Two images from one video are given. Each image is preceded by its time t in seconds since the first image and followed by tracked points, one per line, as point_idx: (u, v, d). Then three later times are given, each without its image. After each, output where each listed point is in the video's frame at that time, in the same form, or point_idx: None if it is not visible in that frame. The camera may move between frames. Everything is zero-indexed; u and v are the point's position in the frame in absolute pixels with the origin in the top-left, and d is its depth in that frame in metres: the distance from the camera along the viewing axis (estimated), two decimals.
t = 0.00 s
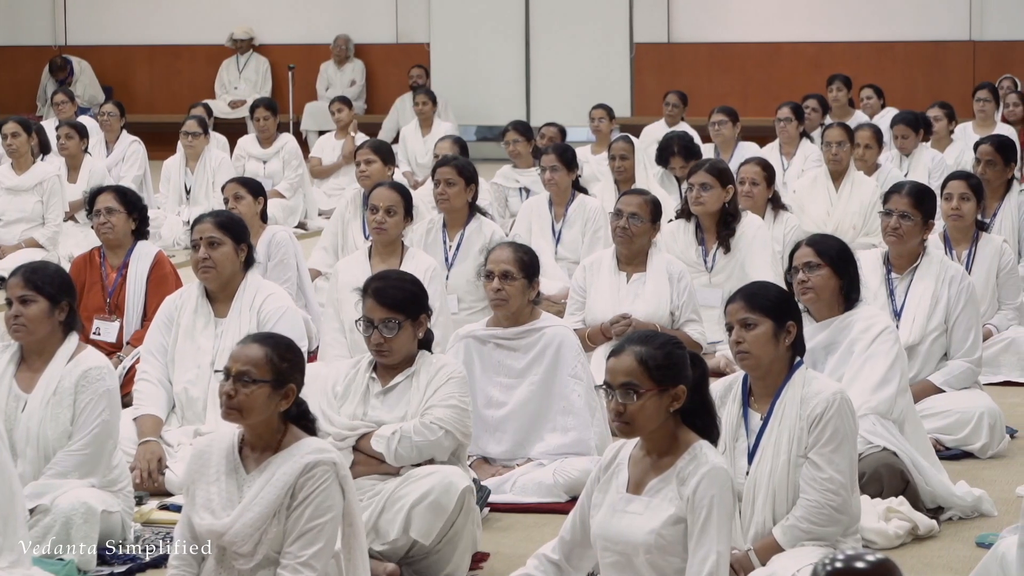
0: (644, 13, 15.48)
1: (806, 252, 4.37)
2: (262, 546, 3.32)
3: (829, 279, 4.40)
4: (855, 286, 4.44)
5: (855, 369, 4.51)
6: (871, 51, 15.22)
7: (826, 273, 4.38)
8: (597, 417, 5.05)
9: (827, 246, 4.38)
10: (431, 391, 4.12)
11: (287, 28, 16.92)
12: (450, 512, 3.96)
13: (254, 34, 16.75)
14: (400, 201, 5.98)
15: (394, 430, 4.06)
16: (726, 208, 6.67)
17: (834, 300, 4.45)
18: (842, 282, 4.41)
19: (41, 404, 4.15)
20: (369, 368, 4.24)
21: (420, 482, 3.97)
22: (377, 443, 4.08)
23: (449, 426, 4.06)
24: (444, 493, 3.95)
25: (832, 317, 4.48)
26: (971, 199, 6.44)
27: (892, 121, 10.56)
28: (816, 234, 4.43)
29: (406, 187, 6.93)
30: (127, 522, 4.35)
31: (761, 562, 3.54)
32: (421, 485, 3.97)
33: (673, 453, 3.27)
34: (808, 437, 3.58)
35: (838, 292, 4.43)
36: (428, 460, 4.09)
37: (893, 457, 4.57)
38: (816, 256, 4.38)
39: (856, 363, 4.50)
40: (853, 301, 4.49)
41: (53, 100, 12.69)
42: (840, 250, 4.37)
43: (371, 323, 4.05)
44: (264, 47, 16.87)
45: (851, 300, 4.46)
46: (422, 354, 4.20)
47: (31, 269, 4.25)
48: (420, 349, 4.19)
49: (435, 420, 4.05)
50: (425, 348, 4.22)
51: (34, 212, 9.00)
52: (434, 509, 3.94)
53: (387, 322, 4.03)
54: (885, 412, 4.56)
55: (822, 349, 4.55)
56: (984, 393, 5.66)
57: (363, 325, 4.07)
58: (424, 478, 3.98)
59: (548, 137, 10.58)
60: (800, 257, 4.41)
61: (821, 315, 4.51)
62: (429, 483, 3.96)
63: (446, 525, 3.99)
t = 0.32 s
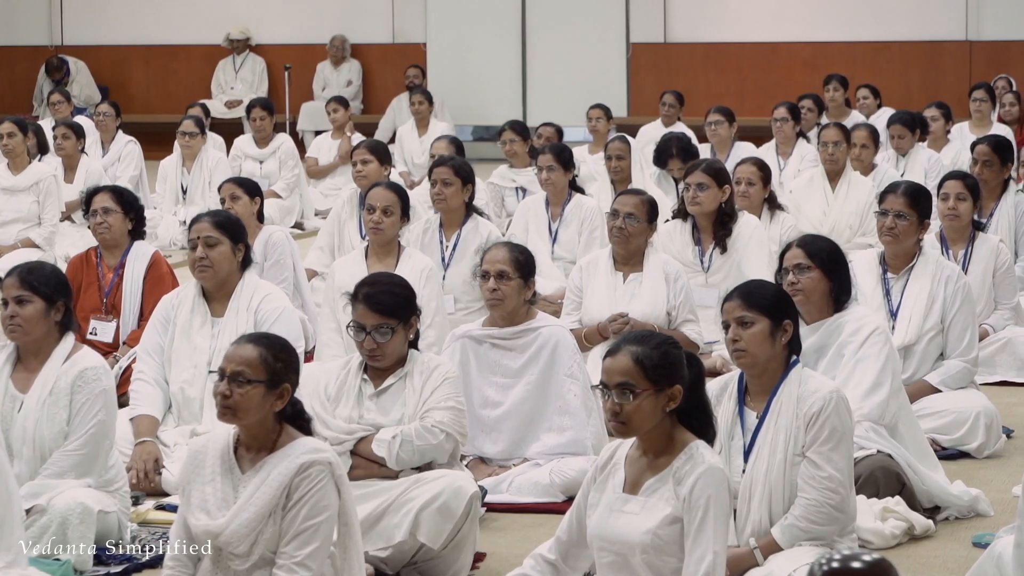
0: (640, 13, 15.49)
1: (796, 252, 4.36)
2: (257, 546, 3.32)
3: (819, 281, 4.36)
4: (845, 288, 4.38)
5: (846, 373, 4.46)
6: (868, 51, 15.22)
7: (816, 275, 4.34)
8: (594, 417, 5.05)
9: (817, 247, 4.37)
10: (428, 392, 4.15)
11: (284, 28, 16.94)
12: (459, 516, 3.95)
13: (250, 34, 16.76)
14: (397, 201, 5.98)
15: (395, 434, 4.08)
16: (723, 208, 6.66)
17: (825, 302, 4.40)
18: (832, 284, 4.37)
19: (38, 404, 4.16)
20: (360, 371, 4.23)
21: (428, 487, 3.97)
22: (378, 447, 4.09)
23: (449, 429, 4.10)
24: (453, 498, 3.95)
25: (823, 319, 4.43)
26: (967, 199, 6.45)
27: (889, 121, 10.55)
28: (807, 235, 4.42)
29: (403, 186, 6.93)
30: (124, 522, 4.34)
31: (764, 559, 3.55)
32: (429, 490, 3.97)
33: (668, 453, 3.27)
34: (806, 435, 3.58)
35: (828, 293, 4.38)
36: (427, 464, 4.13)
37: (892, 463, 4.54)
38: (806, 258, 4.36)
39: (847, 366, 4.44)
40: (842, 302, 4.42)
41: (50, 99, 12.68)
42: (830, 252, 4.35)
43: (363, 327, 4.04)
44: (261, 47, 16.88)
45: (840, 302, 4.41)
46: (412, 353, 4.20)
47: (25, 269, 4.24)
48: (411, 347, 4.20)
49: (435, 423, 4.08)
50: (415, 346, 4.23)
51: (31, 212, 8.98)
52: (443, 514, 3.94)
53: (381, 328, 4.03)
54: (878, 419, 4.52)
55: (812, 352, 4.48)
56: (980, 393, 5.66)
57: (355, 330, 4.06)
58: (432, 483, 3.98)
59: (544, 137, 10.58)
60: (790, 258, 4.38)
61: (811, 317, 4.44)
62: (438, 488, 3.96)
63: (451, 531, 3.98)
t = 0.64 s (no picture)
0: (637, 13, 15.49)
1: (787, 254, 4.32)
2: (255, 545, 3.32)
3: (810, 283, 4.33)
4: (836, 290, 4.37)
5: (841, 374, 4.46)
6: (864, 51, 15.23)
7: (807, 277, 4.31)
8: (591, 417, 5.05)
9: (808, 248, 4.32)
10: (409, 399, 4.06)
11: (279, 28, 16.93)
12: (465, 566, 4.09)
13: (246, 34, 16.76)
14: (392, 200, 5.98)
15: (375, 446, 4.02)
16: (719, 208, 6.66)
17: (816, 304, 4.39)
18: (823, 286, 4.35)
19: (34, 404, 4.15)
20: (344, 378, 4.13)
21: (436, 540, 4.03)
22: (359, 460, 4.05)
23: (430, 438, 4.00)
24: (458, 549, 4.07)
25: (814, 320, 4.42)
26: (964, 200, 6.46)
27: (886, 121, 10.54)
28: (797, 236, 4.38)
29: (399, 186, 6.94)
30: (120, 522, 4.34)
31: (773, 553, 3.51)
32: (437, 542, 4.03)
33: (665, 453, 3.28)
34: (804, 433, 3.58)
35: (819, 295, 4.36)
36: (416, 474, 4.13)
37: (892, 465, 4.55)
38: (797, 259, 4.32)
39: (841, 368, 4.44)
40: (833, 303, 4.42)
41: (46, 100, 12.68)
42: (821, 254, 4.31)
43: (344, 336, 3.95)
44: (256, 47, 16.88)
45: (832, 304, 4.40)
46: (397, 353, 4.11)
47: (21, 269, 4.24)
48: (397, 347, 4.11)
49: (414, 434, 4.00)
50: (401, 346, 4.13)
51: (26, 212, 8.99)
52: (447, 565, 4.06)
53: (362, 336, 3.94)
54: (874, 420, 4.51)
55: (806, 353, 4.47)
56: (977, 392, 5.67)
57: (336, 339, 3.97)
58: (441, 536, 4.04)
59: (540, 137, 10.58)
60: (781, 259, 4.35)
61: (803, 319, 4.43)
62: (446, 541, 4.05)
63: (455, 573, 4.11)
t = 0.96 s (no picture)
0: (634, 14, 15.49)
1: (785, 255, 4.30)
2: (252, 545, 3.32)
3: (808, 283, 4.33)
4: (834, 290, 4.37)
5: (840, 373, 4.47)
6: (861, 51, 15.24)
7: (805, 277, 4.30)
8: (587, 417, 5.06)
9: (806, 248, 4.31)
10: (400, 408, 4.02)
11: (276, 27, 16.92)
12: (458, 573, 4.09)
13: (243, 34, 16.75)
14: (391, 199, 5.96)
15: (368, 462, 3.99)
16: (716, 208, 6.66)
17: (813, 304, 4.39)
18: (821, 286, 4.35)
19: (32, 404, 4.15)
20: (332, 387, 4.05)
21: (428, 552, 4.04)
22: (353, 477, 4.01)
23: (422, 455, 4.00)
24: (452, 561, 4.08)
25: (813, 320, 4.42)
26: (960, 199, 6.48)
27: (882, 120, 10.54)
28: (795, 236, 4.37)
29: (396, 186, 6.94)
30: (118, 522, 4.34)
31: (761, 555, 3.52)
32: (430, 555, 4.04)
33: (662, 453, 3.27)
34: (797, 432, 3.58)
35: (817, 295, 4.36)
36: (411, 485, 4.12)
37: (888, 464, 4.55)
38: (795, 259, 4.31)
39: (840, 367, 4.45)
40: (831, 303, 4.42)
41: (43, 100, 12.67)
42: (818, 254, 4.30)
43: (328, 349, 3.87)
44: (253, 47, 16.88)
45: (830, 304, 4.40)
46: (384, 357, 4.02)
47: (18, 269, 4.24)
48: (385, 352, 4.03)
49: (408, 450, 3.99)
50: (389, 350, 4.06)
51: (23, 212, 8.98)
52: None
53: (350, 348, 3.86)
54: (871, 421, 4.53)
55: (805, 353, 4.47)
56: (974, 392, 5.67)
57: (320, 352, 3.89)
58: (434, 547, 4.04)
59: (538, 137, 10.58)
60: (779, 259, 4.34)
61: (801, 318, 4.43)
62: (439, 554, 4.04)
63: None
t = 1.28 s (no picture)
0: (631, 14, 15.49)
1: (784, 255, 4.31)
2: (248, 546, 3.31)
3: (807, 283, 4.33)
4: (834, 290, 4.37)
5: (840, 373, 4.47)
6: (857, 51, 15.25)
7: (804, 277, 4.31)
8: (584, 418, 5.05)
9: (805, 249, 4.32)
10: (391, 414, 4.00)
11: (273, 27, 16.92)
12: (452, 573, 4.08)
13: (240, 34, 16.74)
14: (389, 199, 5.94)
15: (361, 471, 4.00)
16: (713, 208, 6.68)
17: (813, 303, 4.38)
18: (821, 286, 4.35)
19: (29, 404, 4.15)
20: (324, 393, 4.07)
21: (420, 553, 4.03)
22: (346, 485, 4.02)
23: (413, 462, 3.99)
24: (445, 561, 4.06)
25: (812, 320, 4.42)
26: (957, 199, 6.48)
27: (879, 121, 10.56)
28: (794, 237, 4.37)
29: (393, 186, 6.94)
30: (115, 522, 4.34)
31: (756, 557, 3.54)
32: (422, 555, 4.03)
33: (659, 453, 3.27)
34: (791, 430, 3.57)
35: (817, 295, 4.36)
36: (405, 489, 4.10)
37: (884, 464, 4.54)
38: (795, 259, 4.31)
39: (839, 367, 4.46)
40: (830, 303, 4.41)
41: (40, 100, 12.65)
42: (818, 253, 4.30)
43: (319, 358, 3.87)
44: (250, 47, 16.87)
45: (830, 304, 4.40)
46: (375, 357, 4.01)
47: (14, 270, 4.24)
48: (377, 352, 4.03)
49: (399, 458, 3.98)
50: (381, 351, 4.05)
51: (19, 211, 8.95)
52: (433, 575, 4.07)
53: (341, 357, 3.87)
54: (869, 421, 4.53)
55: (802, 353, 4.47)
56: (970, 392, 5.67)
57: (311, 361, 3.89)
58: (428, 547, 4.03)
59: (535, 137, 10.58)
60: (778, 259, 4.34)
61: (800, 319, 4.44)
62: (431, 554, 4.03)
63: None
